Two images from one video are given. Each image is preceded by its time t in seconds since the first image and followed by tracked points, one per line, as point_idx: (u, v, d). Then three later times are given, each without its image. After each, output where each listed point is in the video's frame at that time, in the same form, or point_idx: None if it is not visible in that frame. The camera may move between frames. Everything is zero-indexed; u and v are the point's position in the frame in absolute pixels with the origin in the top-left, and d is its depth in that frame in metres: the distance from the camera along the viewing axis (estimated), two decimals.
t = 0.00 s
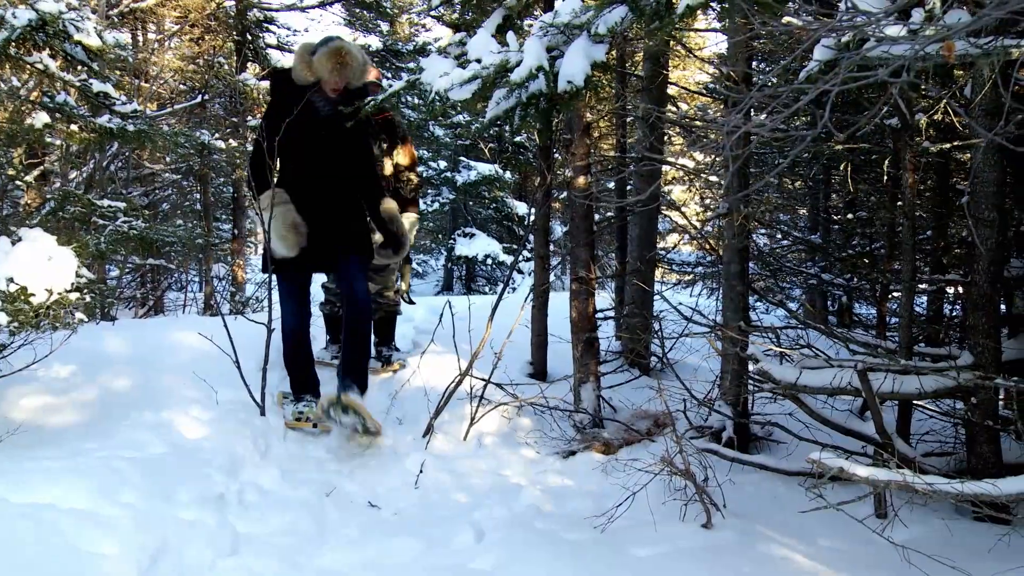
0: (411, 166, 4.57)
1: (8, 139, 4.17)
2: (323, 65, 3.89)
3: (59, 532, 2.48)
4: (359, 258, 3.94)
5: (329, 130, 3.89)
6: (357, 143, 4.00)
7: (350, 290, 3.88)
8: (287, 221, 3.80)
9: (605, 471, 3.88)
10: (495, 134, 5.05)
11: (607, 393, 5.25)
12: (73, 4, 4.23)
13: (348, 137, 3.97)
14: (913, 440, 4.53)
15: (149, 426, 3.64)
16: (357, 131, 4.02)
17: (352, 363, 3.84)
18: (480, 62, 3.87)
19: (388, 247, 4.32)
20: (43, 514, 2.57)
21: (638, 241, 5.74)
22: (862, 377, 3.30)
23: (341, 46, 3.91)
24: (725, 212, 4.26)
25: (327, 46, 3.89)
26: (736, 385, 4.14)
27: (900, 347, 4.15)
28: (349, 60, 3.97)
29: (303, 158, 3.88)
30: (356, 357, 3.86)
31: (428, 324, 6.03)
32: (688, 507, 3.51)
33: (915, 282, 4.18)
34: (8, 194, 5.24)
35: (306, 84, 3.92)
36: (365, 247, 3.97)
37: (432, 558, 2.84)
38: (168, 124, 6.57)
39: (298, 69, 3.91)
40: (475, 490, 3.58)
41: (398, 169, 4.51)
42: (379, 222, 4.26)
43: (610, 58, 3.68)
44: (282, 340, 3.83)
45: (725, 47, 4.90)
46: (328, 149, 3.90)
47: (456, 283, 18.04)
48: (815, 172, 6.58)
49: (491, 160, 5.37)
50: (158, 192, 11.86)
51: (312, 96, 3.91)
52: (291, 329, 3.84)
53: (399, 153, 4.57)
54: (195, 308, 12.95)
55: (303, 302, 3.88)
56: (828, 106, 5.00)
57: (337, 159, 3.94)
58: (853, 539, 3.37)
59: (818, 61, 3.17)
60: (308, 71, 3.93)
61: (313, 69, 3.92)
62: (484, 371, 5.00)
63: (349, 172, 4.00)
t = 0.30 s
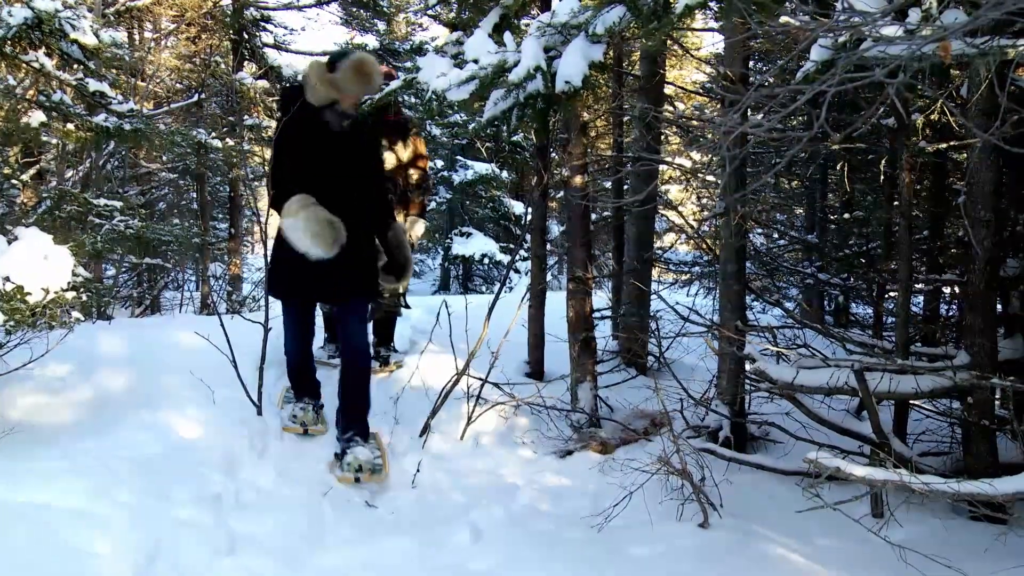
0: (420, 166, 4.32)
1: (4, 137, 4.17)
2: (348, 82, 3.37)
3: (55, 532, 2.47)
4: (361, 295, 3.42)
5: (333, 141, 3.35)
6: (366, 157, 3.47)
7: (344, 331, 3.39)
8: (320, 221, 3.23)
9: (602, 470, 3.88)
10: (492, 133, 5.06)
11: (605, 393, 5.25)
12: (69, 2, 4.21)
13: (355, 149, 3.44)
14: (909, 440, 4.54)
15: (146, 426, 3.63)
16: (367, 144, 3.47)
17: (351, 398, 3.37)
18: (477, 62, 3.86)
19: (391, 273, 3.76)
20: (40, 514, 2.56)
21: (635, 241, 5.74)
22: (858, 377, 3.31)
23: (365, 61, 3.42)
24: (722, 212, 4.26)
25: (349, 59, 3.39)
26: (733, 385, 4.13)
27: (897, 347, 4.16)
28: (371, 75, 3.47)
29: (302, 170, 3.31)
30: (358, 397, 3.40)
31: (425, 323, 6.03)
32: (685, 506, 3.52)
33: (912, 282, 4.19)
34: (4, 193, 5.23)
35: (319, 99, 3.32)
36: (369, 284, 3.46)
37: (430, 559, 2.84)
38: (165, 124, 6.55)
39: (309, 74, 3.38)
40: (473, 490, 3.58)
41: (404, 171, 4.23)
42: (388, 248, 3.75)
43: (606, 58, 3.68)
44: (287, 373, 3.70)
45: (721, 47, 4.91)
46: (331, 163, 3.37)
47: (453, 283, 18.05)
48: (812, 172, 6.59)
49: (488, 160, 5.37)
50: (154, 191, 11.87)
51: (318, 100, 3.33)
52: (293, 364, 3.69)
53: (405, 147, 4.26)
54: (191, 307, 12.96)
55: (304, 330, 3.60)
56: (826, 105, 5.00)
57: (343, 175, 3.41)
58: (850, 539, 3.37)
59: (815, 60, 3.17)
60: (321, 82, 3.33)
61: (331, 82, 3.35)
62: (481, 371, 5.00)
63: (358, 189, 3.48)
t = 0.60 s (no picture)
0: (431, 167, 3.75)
1: (11, 140, 4.19)
2: (385, 86, 3.43)
3: (57, 533, 2.47)
4: (369, 300, 3.28)
5: (334, 140, 3.27)
6: (366, 155, 3.30)
7: (363, 333, 3.29)
8: (265, 257, 3.25)
9: (606, 474, 3.88)
10: (496, 137, 5.07)
11: (609, 396, 5.26)
12: (76, 7, 4.24)
13: (355, 148, 3.29)
14: (914, 444, 4.53)
15: (150, 427, 3.64)
16: (367, 141, 3.30)
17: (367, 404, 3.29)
18: (482, 66, 3.88)
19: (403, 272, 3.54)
20: (44, 515, 2.56)
21: (639, 244, 5.75)
22: (863, 381, 3.30)
23: (406, 66, 3.46)
24: (726, 216, 4.26)
25: (390, 62, 3.41)
26: (738, 388, 4.14)
27: (902, 351, 4.16)
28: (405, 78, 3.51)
29: (309, 170, 3.28)
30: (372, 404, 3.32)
31: (429, 326, 6.04)
32: (689, 510, 3.52)
33: (917, 286, 4.18)
34: (10, 196, 5.25)
35: (354, 97, 3.31)
36: (376, 288, 3.29)
37: (433, 562, 2.81)
38: (171, 126, 6.57)
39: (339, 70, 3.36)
40: (477, 493, 3.58)
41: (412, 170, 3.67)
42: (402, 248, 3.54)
43: (612, 61, 3.69)
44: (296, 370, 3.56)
45: (727, 51, 4.92)
46: (332, 163, 3.28)
47: (457, 285, 18.06)
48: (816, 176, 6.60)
49: (493, 164, 5.39)
50: (159, 193, 11.91)
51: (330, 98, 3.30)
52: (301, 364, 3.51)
53: (414, 146, 3.70)
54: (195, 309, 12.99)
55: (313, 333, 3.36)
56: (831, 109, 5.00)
57: (343, 175, 3.29)
58: (854, 543, 3.36)
59: (820, 64, 3.18)
60: (357, 80, 3.33)
61: (368, 84, 3.36)
62: (486, 374, 5.00)
63: (358, 189, 3.31)
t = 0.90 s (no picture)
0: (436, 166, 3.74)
1: (15, 141, 4.21)
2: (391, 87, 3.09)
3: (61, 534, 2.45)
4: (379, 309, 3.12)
5: (338, 138, 2.91)
6: (366, 154, 3.01)
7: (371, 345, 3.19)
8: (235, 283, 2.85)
9: (609, 476, 3.88)
10: (499, 139, 5.08)
11: (611, 397, 5.27)
12: (80, 8, 4.25)
13: (356, 147, 2.97)
14: (917, 446, 4.53)
15: (154, 428, 3.64)
16: (371, 140, 3.02)
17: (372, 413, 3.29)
18: (485, 67, 3.90)
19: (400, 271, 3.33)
20: (47, 516, 2.56)
21: (642, 246, 5.77)
22: (865, 383, 3.30)
23: (413, 66, 3.12)
24: (729, 218, 4.26)
25: (397, 62, 3.06)
26: (740, 390, 4.14)
27: (905, 353, 4.16)
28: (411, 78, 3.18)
29: (310, 168, 2.86)
30: (374, 411, 3.32)
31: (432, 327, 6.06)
32: (692, 512, 3.51)
33: (920, 287, 4.18)
34: (14, 197, 5.27)
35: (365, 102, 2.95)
36: (385, 295, 3.14)
37: (437, 563, 2.75)
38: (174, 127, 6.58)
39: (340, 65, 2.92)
40: (480, 495, 3.58)
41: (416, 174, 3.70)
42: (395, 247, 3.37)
43: (615, 63, 3.69)
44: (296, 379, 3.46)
45: (729, 53, 4.93)
46: (337, 162, 2.92)
47: (459, 287, 18.07)
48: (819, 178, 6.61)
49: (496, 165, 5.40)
50: (162, 194, 11.94)
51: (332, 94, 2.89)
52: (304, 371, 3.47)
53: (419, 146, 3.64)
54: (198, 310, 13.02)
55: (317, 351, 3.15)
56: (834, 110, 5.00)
57: (346, 175, 2.96)
58: (858, 545, 3.36)
59: (823, 66, 3.20)
60: (366, 82, 2.94)
61: (377, 86, 2.99)
62: (488, 375, 5.01)
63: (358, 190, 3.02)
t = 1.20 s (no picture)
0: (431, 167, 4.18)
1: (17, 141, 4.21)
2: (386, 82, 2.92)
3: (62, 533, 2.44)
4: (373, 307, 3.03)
5: (333, 128, 2.76)
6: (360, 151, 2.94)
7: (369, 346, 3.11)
8: (295, 274, 2.63)
9: (611, 475, 3.88)
10: (501, 138, 5.09)
11: (613, 397, 5.28)
12: (82, 7, 4.25)
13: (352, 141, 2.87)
14: (919, 445, 4.53)
15: (155, 428, 3.64)
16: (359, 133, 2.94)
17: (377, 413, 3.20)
18: (487, 67, 3.90)
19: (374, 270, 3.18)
20: (49, 516, 2.55)
21: (644, 245, 5.78)
22: (868, 382, 3.29)
23: (407, 59, 2.95)
24: (731, 217, 4.27)
25: (390, 54, 2.89)
26: (742, 389, 4.14)
27: (907, 352, 4.16)
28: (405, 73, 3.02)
29: (311, 161, 2.68)
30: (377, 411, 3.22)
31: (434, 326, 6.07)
32: (693, 511, 3.51)
33: (922, 286, 4.18)
34: (16, 196, 5.28)
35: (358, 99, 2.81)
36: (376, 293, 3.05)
37: (438, 562, 2.75)
38: (176, 127, 6.58)
39: (330, 58, 2.74)
40: (481, 494, 3.58)
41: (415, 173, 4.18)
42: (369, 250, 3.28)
43: (617, 62, 3.69)
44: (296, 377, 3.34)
45: (732, 52, 4.93)
46: (334, 154, 2.78)
47: (461, 286, 18.08)
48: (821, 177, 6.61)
49: (499, 165, 5.40)
50: (163, 194, 11.95)
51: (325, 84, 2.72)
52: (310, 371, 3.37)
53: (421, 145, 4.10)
54: (200, 309, 13.04)
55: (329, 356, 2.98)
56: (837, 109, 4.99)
57: (341, 166, 2.83)
58: (859, 544, 3.36)
59: (825, 65, 3.21)
60: (362, 77, 2.78)
61: (373, 81, 2.83)
62: (490, 374, 5.02)
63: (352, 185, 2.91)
